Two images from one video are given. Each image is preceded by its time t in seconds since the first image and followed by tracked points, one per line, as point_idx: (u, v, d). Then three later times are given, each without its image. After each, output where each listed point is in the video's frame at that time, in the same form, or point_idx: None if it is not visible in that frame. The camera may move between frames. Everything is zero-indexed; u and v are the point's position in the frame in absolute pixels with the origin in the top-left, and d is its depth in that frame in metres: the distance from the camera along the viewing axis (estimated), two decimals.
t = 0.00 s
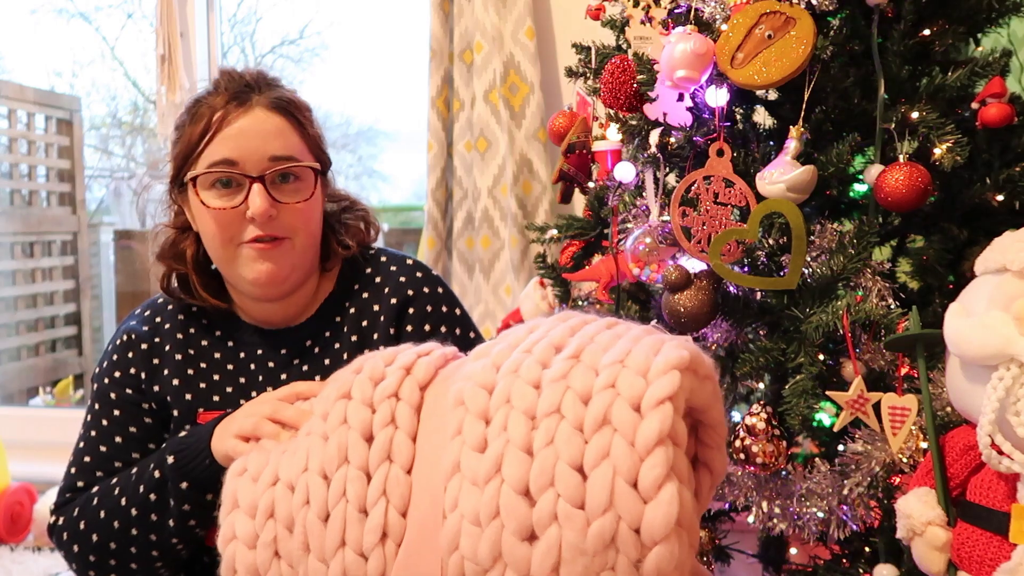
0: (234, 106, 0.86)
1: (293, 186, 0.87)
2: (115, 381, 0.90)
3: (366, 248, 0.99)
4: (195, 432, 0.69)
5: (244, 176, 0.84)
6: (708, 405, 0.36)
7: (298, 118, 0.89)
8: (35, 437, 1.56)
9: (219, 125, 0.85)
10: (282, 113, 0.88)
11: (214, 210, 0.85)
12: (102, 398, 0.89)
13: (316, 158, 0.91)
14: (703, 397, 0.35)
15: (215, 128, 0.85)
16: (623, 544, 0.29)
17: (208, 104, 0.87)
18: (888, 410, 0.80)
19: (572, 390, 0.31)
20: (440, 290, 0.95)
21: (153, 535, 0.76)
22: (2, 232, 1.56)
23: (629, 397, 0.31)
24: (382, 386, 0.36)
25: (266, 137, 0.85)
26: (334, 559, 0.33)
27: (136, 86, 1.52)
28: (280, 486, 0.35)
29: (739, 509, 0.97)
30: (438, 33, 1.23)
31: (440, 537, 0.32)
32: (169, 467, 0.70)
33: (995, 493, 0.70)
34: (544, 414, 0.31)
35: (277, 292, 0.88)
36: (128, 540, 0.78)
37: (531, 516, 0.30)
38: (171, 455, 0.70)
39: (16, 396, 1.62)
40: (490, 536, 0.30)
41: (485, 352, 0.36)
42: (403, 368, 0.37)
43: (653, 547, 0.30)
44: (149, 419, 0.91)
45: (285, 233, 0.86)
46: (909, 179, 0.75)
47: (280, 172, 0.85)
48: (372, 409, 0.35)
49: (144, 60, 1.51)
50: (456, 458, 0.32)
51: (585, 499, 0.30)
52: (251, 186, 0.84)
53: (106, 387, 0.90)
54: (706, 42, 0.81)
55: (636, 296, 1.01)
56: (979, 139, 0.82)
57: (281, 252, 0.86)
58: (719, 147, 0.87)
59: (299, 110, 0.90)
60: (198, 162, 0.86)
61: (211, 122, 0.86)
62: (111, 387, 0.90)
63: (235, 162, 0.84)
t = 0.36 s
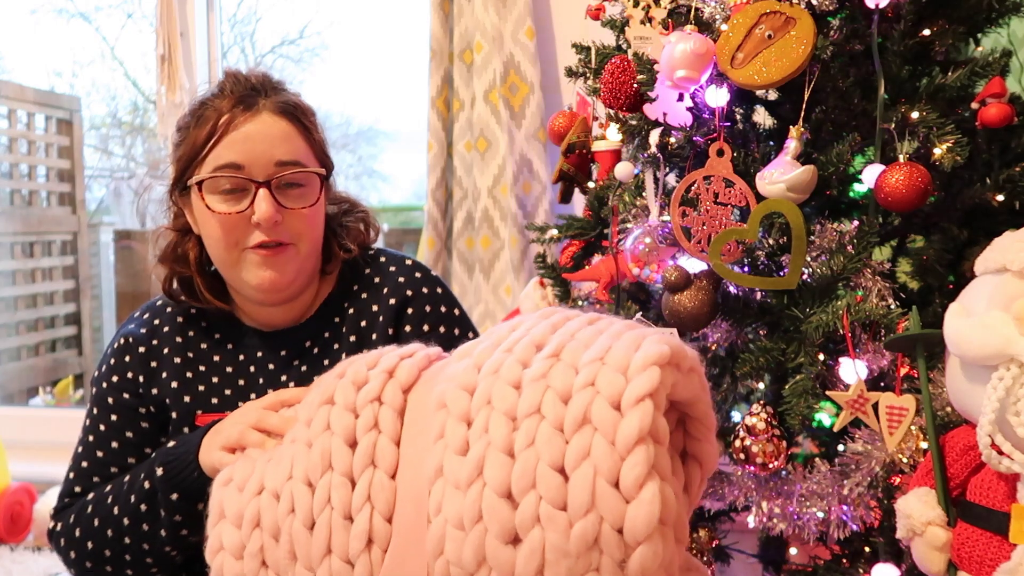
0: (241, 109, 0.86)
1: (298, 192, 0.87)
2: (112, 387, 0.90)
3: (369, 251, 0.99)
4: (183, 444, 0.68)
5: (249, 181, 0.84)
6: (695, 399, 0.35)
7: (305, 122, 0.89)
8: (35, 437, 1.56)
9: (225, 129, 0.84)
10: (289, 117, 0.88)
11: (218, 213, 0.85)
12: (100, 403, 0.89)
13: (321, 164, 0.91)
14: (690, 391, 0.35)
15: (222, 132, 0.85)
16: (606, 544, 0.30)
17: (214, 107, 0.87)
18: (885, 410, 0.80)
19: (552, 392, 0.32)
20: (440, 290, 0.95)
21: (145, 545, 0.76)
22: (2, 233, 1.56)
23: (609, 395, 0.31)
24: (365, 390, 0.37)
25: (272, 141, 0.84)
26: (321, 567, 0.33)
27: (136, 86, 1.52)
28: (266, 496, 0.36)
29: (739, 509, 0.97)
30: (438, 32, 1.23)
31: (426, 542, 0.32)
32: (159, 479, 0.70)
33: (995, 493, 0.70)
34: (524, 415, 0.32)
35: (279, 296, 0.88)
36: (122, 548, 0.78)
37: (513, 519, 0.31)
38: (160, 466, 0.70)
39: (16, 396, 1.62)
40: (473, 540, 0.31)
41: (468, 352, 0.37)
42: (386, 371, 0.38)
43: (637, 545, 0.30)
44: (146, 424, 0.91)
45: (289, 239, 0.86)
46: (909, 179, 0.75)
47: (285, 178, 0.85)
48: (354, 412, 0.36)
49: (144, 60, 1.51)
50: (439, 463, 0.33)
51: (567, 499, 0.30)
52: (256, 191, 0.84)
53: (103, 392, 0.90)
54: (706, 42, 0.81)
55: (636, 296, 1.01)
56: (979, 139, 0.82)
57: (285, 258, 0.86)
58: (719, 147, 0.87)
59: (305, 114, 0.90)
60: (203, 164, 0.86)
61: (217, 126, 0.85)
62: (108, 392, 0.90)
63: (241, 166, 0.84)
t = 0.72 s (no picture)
0: (244, 98, 0.87)
1: (300, 178, 0.88)
2: (108, 393, 0.89)
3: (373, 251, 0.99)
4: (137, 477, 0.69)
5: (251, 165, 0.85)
6: (642, 374, 0.28)
7: (307, 112, 0.90)
8: (35, 437, 1.56)
9: (229, 115, 0.86)
10: (293, 106, 0.89)
11: (223, 197, 0.86)
12: (96, 409, 0.89)
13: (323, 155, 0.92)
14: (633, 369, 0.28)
15: (226, 117, 0.86)
16: (545, 560, 0.24)
17: (219, 96, 0.89)
18: (889, 410, 0.79)
19: (470, 400, 0.25)
20: (442, 291, 0.95)
21: (111, 564, 0.76)
22: (2, 233, 1.56)
23: (530, 397, 0.25)
24: (295, 410, 0.31)
25: (275, 127, 0.85)
26: None
27: (136, 86, 1.52)
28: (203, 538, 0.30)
29: (739, 509, 0.97)
30: (439, 33, 1.23)
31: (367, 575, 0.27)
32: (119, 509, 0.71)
33: (995, 493, 0.70)
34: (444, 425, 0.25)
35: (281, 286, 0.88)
36: (94, 564, 0.78)
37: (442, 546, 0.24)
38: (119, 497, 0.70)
39: (16, 396, 1.62)
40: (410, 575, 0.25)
41: (397, 353, 0.30)
42: (316, 386, 0.32)
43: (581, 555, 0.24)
44: (138, 432, 0.91)
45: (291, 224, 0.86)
46: (909, 179, 0.75)
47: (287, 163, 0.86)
48: (291, 433, 0.31)
49: (144, 60, 1.51)
50: (371, 485, 0.27)
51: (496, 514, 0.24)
52: (259, 174, 0.85)
53: (101, 398, 0.89)
54: (706, 42, 0.81)
55: (636, 296, 1.01)
56: (979, 139, 0.82)
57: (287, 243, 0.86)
58: (719, 147, 0.87)
59: (308, 105, 0.91)
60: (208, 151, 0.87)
61: (222, 113, 0.87)
62: (106, 398, 0.89)
63: (244, 149, 0.85)
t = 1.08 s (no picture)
0: (246, 101, 0.88)
1: (302, 181, 0.87)
2: (106, 394, 0.89)
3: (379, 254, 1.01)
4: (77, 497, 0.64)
5: (253, 167, 0.85)
6: (554, 331, 0.26)
7: (310, 116, 0.90)
8: (35, 437, 1.56)
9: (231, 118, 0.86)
10: (295, 110, 0.89)
11: (223, 200, 0.85)
12: (94, 408, 0.90)
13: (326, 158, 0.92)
14: (541, 329, 0.26)
15: (228, 121, 0.86)
16: (465, 531, 0.22)
17: (221, 100, 0.89)
18: (886, 409, 0.80)
19: (366, 388, 0.24)
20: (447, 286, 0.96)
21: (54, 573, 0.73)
22: (2, 233, 1.56)
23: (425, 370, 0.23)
24: (215, 426, 0.29)
25: (277, 130, 0.85)
26: None
27: (136, 86, 1.52)
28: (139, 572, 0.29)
29: (739, 509, 0.97)
30: (438, 32, 1.23)
31: None
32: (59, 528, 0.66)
33: (995, 493, 0.70)
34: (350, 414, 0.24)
35: (280, 285, 0.88)
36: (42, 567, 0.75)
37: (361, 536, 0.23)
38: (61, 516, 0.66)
39: (16, 396, 1.63)
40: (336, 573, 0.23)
41: (305, 354, 0.28)
42: (233, 400, 0.30)
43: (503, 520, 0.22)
44: (126, 435, 0.90)
45: (290, 226, 0.86)
46: (909, 179, 0.75)
47: (289, 166, 0.86)
48: (213, 449, 0.29)
49: (144, 60, 1.52)
50: (293, 488, 0.24)
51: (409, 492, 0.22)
52: (260, 176, 0.84)
53: (98, 397, 0.89)
54: (706, 42, 0.81)
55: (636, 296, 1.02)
56: (979, 138, 0.82)
57: (286, 245, 0.86)
58: (719, 147, 0.87)
59: (311, 109, 0.91)
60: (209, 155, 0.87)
61: (224, 116, 0.87)
62: (103, 398, 0.89)
63: (246, 152, 0.85)
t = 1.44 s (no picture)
0: (261, 97, 0.88)
1: (310, 179, 0.88)
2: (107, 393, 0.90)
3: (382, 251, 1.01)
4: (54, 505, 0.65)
5: (263, 163, 0.85)
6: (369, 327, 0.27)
7: (324, 114, 0.90)
8: (35, 437, 1.56)
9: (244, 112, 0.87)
10: (309, 108, 0.89)
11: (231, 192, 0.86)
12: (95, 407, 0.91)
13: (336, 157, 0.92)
14: (328, 324, 0.26)
15: (241, 115, 0.87)
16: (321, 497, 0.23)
17: (237, 93, 0.90)
18: (886, 410, 0.80)
19: (146, 445, 0.23)
20: (447, 284, 0.96)
21: None
22: (2, 233, 1.56)
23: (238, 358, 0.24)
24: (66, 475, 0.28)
25: (288, 127, 0.86)
26: None
27: (136, 86, 1.52)
28: None
29: (740, 509, 0.97)
30: (438, 32, 1.23)
31: None
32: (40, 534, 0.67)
33: (995, 493, 0.70)
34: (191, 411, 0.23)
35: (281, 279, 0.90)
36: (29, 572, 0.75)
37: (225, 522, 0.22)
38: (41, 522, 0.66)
39: (16, 396, 1.62)
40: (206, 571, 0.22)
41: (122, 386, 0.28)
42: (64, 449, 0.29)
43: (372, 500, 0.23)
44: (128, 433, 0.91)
45: (295, 223, 0.87)
46: (910, 179, 0.75)
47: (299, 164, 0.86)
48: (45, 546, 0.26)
49: (144, 60, 1.52)
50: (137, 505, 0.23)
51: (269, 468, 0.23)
52: (269, 172, 0.85)
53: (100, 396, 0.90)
54: (706, 42, 0.81)
55: (635, 296, 1.01)
56: (979, 138, 0.82)
57: (290, 241, 0.87)
58: (719, 147, 0.87)
59: (324, 107, 0.91)
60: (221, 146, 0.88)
61: (238, 110, 0.87)
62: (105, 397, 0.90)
63: (256, 148, 0.85)
